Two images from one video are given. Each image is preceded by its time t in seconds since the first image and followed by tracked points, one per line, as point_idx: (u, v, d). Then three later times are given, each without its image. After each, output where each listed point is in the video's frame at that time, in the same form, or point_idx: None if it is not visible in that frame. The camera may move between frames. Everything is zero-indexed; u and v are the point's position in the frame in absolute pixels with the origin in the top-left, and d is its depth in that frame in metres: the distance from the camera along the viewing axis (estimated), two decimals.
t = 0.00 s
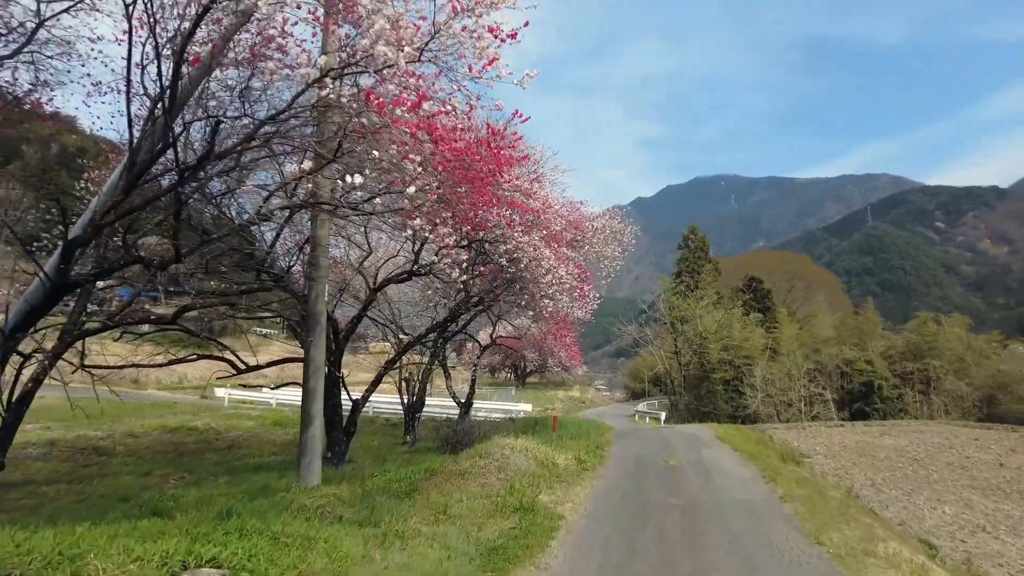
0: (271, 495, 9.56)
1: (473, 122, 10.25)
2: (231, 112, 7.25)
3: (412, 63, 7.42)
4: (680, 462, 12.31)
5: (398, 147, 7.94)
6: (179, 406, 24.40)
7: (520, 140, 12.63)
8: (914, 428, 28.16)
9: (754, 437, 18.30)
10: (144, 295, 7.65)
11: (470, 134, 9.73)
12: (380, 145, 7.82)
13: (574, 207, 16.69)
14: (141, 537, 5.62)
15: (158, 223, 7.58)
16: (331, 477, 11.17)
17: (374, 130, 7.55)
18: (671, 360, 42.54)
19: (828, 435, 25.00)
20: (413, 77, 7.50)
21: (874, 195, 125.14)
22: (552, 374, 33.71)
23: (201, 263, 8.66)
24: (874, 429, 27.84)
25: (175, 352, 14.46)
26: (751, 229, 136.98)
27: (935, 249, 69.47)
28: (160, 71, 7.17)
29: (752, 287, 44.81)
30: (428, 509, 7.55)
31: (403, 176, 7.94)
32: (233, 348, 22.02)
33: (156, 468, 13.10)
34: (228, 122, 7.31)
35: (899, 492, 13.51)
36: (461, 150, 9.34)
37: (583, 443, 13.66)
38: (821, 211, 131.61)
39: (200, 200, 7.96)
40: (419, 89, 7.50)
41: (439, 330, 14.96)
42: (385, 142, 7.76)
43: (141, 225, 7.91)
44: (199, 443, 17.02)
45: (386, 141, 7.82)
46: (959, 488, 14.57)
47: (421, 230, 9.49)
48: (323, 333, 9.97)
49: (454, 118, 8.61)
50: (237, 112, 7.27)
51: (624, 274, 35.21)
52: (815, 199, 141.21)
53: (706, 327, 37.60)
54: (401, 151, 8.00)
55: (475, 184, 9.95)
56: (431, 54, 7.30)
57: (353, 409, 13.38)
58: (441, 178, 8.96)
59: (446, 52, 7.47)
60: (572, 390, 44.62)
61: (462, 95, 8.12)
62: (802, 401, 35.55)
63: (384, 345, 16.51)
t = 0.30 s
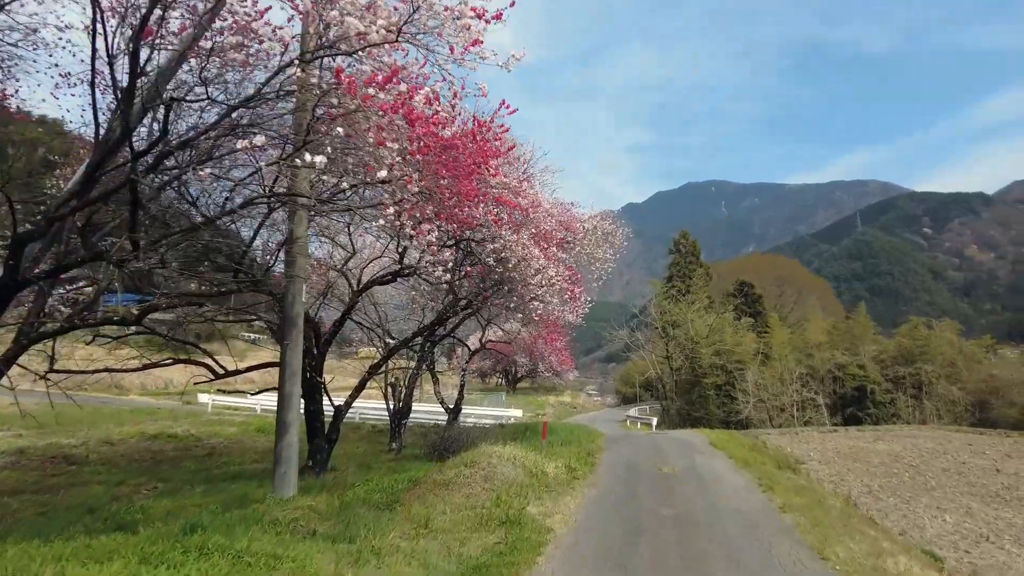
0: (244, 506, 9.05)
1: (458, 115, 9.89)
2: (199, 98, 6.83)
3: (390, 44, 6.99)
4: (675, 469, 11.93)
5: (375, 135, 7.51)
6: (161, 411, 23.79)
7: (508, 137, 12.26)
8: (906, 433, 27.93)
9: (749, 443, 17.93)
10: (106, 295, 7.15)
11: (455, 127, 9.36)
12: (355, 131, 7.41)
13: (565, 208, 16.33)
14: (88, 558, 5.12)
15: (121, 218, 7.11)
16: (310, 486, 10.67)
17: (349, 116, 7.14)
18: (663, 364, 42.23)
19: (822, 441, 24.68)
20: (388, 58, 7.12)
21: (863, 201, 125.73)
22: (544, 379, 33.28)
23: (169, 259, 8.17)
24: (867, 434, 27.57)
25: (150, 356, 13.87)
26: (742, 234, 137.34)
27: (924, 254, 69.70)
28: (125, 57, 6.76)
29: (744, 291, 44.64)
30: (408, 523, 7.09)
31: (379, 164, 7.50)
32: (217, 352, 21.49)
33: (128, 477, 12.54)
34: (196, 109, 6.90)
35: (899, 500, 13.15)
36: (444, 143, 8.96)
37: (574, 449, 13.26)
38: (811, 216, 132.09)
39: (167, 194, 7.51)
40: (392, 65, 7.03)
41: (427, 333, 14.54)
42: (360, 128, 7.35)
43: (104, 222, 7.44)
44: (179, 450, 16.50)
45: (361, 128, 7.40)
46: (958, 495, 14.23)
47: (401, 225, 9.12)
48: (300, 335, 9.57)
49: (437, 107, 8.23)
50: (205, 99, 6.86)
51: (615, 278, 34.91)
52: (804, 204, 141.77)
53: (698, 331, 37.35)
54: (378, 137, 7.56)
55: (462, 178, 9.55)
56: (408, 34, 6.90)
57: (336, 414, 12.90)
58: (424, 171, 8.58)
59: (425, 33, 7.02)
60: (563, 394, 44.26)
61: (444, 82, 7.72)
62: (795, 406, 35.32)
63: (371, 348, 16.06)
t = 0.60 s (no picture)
0: (217, 520, 8.56)
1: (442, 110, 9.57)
2: (167, 82, 6.23)
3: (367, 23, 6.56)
4: (671, 479, 11.53)
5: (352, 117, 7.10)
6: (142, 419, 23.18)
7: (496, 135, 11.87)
8: (901, 440, 27.66)
9: (745, 451, 17.54)
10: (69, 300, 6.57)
11: (440, 122, 8.99)
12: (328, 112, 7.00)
13: (556, 211, 15.95)
14: None
15: (82, 214, 6.56)
16: (290, 498, 10.18)
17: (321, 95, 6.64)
18: (656, 371, 41.85)
19: (817, 448, 24.36)
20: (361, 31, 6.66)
21: (853, 209, 126.31)
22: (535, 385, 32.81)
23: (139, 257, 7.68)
24: (863, 441, 27.25)
25: (127, 362, 13.35)
26: (733, 241, 137.62)
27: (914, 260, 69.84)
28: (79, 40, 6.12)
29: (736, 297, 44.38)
30: (389, 540, 6.62)
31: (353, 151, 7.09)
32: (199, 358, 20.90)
33: (99, 488, 11.95)
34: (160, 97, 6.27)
35: (900, 510, 12.80)
36: (428, 137, 8.63)
37: (567, 459, 12.82)
38: (802, 223, 132.56)
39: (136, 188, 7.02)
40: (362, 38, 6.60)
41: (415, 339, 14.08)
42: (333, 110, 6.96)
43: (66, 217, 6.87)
44: (157, 459, 15.91)
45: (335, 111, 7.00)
46: (959, 505, 13.90)
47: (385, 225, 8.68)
48: (278, 339, 9.17)
49: (419, 97, 7.88)
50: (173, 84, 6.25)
51: (608, 283, 34.53)
52: (795, 211, 142.29)
53: (691, 337, 37.03)
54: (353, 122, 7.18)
55: (449, 176, 9.13)
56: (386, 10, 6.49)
57: (319, 422, 12.40)
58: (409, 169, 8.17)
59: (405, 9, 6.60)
60: (555, 401, 43.79)
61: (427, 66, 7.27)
62: (789, 413, 35.00)
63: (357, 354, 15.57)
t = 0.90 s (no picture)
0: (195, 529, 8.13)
1: (434, 99, 9.15)
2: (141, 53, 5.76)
3: None
4: (671, 485, 11.15)
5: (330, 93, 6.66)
6: (129, 421, 22.66)
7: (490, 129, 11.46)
8: (901, 442, 27.33)
9: (745, 455, 17.11)
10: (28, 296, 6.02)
11: (432, 111, 8.56)
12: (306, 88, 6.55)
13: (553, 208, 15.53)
14: None
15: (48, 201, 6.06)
16: (274, 505, 9.71)
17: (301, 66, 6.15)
18: (653, 373, 41.44)
19: (817, 451, 23.97)
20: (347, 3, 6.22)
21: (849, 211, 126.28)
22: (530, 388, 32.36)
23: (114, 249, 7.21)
24: (862, 443, 26.90)
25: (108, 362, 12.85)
26: (729, 243, 137.50)
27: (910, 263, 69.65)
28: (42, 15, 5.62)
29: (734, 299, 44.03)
30: (375, 552, 6.18)
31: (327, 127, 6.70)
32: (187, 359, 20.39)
33: (75, 494, 11.44)
34: (131, 77, 5.74)
35: (907, 516, 12.40)
36: (419, 125, 8.19)
37: (565, 463, 12.39)
38: (798, 225, 132.48)
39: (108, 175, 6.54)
40: None
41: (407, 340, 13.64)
42: (312, 86, 6.51)
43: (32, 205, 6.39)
44: (141, 463, 15.39)
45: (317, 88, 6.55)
46: (967, 510, 13.52)
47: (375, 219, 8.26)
48: (261, 339, 8.78)
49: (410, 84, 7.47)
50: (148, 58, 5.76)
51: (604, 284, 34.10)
52: (791, 213, 142.19)
53: (688, 339, 36.69)
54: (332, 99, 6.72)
55: (442, 168, 8.69)
56: None
57: (307, 425, 11.92)
58: (399, 160, 7.74)
59: None
60: (551, 403, 43.34)
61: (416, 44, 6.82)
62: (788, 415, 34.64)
63: (347, 355, 15.10)
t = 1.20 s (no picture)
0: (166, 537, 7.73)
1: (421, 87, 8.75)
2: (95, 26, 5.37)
3: None
4: (667, 488, 10.77)
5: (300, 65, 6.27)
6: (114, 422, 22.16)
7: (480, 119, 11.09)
8: (899, 444, 27.07)
9: (743, 458, 16.74)
10: None
11: (419, 98, 8.18)
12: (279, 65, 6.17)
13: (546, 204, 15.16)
14: None
15: None
16: (254, 510, 9.29)
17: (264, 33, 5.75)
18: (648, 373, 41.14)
19: (814, 453, 23.63)
20: None
21: (843, 213, 126.45)
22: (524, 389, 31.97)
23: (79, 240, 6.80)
24: (859, 445, 26.61)
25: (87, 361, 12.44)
26: (724, 244, 137.49)
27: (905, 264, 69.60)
28: None
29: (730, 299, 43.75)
30: (354, 563, 5.77)
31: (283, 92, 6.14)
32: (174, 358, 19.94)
33: (50, 498, 11.00)
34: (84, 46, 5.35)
35: (911, 520, 12.04)
36: (405, 113, 7.80)
37: (559, 467, 12.01)
38: (792, 227, 132.56)
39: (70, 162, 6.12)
40: None
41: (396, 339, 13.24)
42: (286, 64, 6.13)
43: None
44: (123, 465, 14.95)
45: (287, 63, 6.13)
46: (970, 515, 13.17)
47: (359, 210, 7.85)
48: (238, 337, 8.40)
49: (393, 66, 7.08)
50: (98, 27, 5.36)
51: (600, 284, 33.77)
52: (786, 214, 142.27)
53: (684, 339, 35.97)
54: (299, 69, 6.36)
55: (429, 158, 8.32)
56: None
57: (291, 427, 11.49)
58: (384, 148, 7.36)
59: None
60: (546, 404, 42.98)
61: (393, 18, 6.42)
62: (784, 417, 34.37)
63: (336, 354, 14.68)
